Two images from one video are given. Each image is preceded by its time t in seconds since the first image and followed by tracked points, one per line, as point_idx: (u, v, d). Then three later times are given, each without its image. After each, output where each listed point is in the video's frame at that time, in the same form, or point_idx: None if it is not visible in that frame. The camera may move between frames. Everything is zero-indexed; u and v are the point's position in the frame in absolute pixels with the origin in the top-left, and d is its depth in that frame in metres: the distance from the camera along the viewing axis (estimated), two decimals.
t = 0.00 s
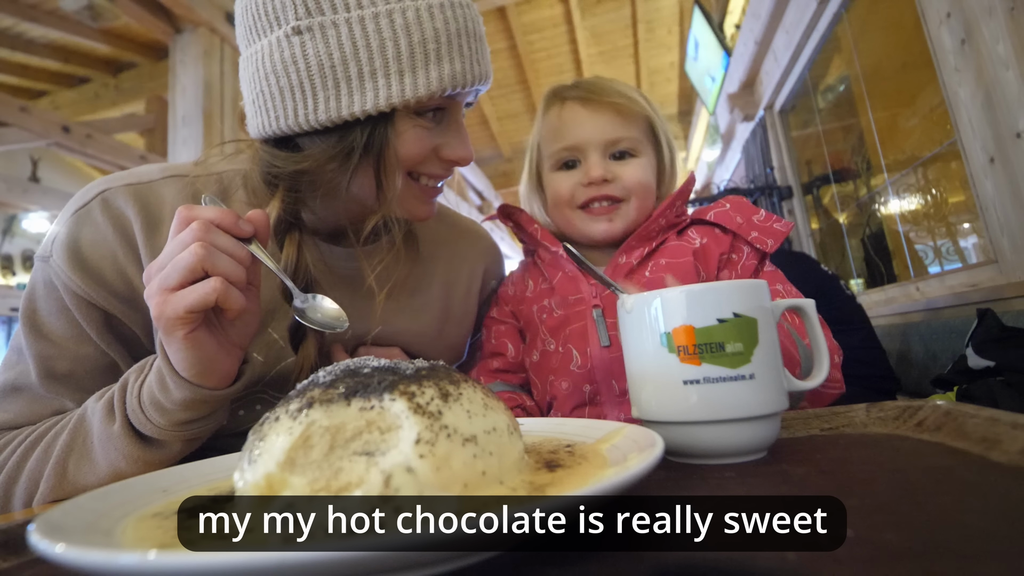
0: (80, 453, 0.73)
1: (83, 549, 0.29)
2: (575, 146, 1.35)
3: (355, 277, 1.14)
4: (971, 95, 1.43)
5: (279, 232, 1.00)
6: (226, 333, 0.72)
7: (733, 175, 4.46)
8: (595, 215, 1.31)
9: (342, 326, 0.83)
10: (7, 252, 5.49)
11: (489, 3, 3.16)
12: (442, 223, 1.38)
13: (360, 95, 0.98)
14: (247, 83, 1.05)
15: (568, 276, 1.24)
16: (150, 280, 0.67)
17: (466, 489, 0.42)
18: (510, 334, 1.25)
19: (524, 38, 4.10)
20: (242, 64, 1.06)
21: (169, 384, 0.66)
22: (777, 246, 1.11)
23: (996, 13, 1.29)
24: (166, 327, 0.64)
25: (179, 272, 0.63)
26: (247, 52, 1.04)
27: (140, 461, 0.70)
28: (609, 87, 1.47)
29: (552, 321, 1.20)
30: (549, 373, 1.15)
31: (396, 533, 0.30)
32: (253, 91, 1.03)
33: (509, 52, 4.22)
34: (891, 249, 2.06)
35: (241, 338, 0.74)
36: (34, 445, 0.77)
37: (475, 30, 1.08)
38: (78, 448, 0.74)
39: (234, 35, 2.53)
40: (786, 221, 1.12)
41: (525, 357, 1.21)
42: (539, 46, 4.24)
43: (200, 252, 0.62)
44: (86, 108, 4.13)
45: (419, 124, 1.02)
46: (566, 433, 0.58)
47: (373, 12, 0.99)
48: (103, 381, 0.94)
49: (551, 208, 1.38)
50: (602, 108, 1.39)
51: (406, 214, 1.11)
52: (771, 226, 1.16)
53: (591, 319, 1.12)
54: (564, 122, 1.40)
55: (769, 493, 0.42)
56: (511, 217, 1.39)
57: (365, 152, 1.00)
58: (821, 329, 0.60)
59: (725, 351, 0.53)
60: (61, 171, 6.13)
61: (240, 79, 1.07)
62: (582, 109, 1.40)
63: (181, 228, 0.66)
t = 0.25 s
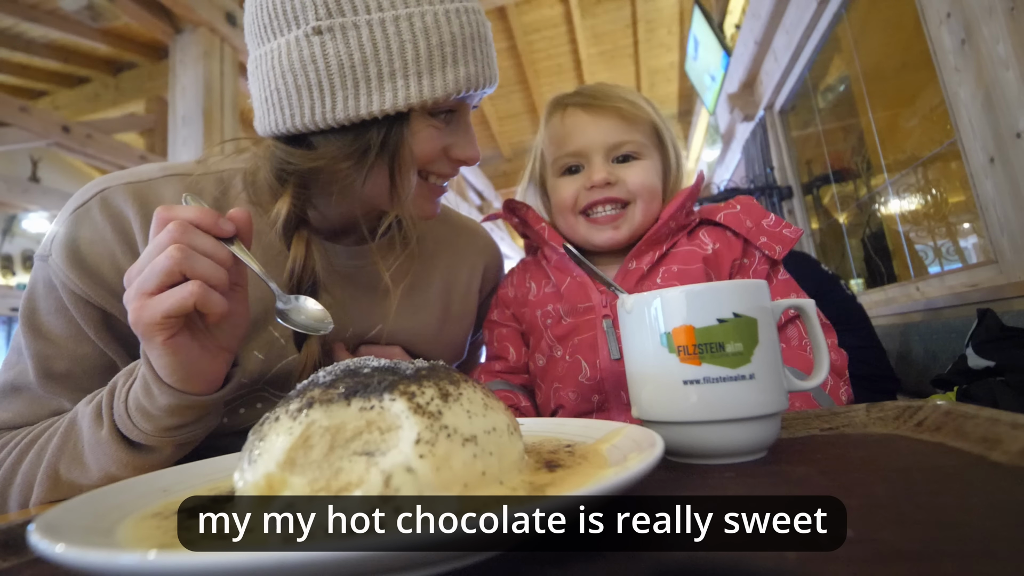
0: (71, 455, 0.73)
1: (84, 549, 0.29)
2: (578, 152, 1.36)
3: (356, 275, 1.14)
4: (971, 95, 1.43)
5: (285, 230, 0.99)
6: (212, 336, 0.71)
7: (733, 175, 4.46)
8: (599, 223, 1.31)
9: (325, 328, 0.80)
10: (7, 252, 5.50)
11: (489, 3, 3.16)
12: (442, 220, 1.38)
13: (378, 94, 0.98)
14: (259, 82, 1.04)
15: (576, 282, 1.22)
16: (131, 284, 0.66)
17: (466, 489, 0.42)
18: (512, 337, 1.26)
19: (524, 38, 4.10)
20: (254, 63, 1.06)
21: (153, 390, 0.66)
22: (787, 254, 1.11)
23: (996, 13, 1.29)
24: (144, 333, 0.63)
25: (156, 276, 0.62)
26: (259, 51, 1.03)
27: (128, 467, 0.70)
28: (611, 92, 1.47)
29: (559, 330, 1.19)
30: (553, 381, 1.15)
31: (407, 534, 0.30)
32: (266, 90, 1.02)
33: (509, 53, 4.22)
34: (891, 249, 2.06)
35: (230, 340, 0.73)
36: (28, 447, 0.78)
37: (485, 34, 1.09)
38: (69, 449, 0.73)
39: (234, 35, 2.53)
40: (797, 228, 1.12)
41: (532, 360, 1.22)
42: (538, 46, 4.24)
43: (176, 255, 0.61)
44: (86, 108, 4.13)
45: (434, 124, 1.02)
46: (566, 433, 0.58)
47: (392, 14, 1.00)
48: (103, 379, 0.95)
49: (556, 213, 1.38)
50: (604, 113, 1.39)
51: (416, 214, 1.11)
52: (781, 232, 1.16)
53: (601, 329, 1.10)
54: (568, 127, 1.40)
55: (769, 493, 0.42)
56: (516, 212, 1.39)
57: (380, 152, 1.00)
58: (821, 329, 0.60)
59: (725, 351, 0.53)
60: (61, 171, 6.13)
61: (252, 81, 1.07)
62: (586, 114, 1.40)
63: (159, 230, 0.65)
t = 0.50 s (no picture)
0: (69, 458, 0.73)
1: (82, 549, 0.29)
2: (564, 133, 1.36)
3: (357, 271, 1.13)
4: (971, 94, 1.43)
5: (288, 228, 1.00)
6: (208, 343, 0.71)
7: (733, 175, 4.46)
8: (586, 200, 1.32)
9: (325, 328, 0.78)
10: (7, 252, 5.50)
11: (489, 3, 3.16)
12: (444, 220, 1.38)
13: (382, 89, 0.98)
14: (265, 82, 1.04)
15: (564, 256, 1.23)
16: (126, 290, 0.65)
17: (466, 489, 0.42)
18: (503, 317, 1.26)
19: (524, 38, 4.10)
20: (258, 63, 1.06)
21: (151, 397, 0.66)
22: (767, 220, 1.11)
23: (996, 13, 1.29)
24: (141, 341, 0.63)
25: (152, 284, 0.61)
26: (265, 51, 1.04)
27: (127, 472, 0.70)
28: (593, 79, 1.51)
29: (546, 301, 1.20)
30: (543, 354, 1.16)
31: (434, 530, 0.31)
32: (272, 89, 1.02)
33: (509, 53, 4.22)
34: (891, 249, 2.06)
35: (226, 346, 0.73)
36: (28, 447, 0.78)
37: (486, 32, 1.09)
38: (67, 452, 0.73)
39: (234, 36, 2.53)
40: (777, 196, 1.13)
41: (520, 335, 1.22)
42: (538, 46, 4.24)
43: (172, 263, 0.60)
44: (86, 108, 4.13)
45: (437, 119, 1.03)
46: (566, 433, 0.58)
47: (395, 11, 0.99)
48: (104, 377, 0.95)
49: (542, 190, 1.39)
50: (588, 96, 1.42)
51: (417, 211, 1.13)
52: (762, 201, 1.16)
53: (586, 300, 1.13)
54: (552, 111, 1.42)
55: (769, 494, 0.42)
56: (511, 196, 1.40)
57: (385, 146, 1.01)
58: (821, 329, 0.60)
59: (726, 351, 0.53)
60: (61, 171, 6.13)
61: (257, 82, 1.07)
62: (570, 99, 1.42)
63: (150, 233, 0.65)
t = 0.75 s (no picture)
0: (67, 459, 0.73)
1: (82, 549, 0.29)
2: (557, 158, 1.34)
3: (351, 266, 1.13)
4: (971, 94, 1.43)
5: (292, 225, 1.00)
6: (203, 339, 0.71)
7: (733, 175, 4.46)
8: (579, 224, 1.31)
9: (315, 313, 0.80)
10: (7, 252, 5.50)
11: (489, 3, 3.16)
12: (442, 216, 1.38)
13: (381, 81, 0.99)
14: (267, 86, 1.05)
15: (564, 283, 1.24)
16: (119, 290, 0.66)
17: (466, 489, 0.42)
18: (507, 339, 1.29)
19: (524, 38, 4.10)
20: (257, 67, 1.07)
21: (148, 396, 0.66)
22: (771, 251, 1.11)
23: (996, 13, 1.29)
24: (134, 340, 0.63)
25: (143, 282, 0.62)
26: (264, 54, 1.05)
27: (125, 470, 0.70)
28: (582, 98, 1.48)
29: (547, 329, 1.20)
30: (546, 382, 1.16)
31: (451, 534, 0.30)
32: (274, 91, 1.04)
33: (509, 53, 4.21)
34: (891, 250, 2.06)
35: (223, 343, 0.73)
36: (27, 448, 0.78)
37: (475, 17, 1.08)
38: (66, 451, 0.73)
39: (234, 36, 2.53)
40: (781, 226, 1.12)
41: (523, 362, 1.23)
42: (538, 46, 4.24)
43: (162, 259, 0.61)
44: (86, 108, 4.13)
45: (435, 108, 1.03)
46: (566, 433, 0.58)
47: (387, 3, 1.00)
48: (103, 375, 0.95)
49: (538, 220, 1.38)
50: (576, 122, 1.39)
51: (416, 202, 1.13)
52: (765, 228, 1.16)
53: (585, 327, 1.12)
54: (541, 138, 1.39)
55: (769, 494, 0.42)
56: (504, 224, 1.41)
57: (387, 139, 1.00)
58: (821, 328, 0.60)
59: (725, 351, 0.53)
60: (61, 171, 6.13)
61: (257, 86, 1.08)
62: (558, 125, 1.39)
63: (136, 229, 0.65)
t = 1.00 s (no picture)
0: (70, 458, 0.72)
1: (82, 549, 0.29)
2: (555, 188, 1.34)
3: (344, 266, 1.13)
4: (971, 95, 1.43)
5: (275, 234, 0.98)
6: (206, 346, 0.71)
7: (733, 175, 4.46)
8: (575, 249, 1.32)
9: (318, 321, 0.79)
10: (7, 252, 5.49)
11: (489, 3, 3.16)
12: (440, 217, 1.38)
13: (356, 101, 0.99)
14: (260, 95, 1.07)
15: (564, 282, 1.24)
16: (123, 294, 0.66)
17: (466, 489, 0.42)
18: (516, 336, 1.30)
19: (525, 38, 4.10)
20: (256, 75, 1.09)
21: (151, 402, 0.66)
22: (763, 251, 1.12)
23: (996, 13, 1.29)
24: (137, 346, 0.63)
25: (146, 289, 0.62)
26: (261, 64, 1.07)
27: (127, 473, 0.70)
28: (584, 121, 1.45)
29: (547, 324, 1.21)
30: (546, 376, 1.16)
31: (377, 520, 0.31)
32: (265, 102, 1.05)
33: (509, 52, 4.21)
34: (891, 250, 2.06)
35: (226, 350, 0.73)
36: (33, 444, 0.77)
37: (473, 41, 1.09)
38: (70, 451, 0.73)
39: (234, 36, 2.53)
40: (772, 226, 1.14)
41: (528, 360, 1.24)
42: (538, 46, 4.24)
43: (165, 267, 0.60)
44: (86, 108, 4.13)
45: (416, 129, 1.03)
46: (566, 433, 0.58)
47: (370, 21, 1.00)
48: (111, 370, 0.95)
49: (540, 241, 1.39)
50: (576, 150, 1.37)
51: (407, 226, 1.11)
52: (758, 230, 1.17)
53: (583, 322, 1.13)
54: (541, 166, 1.38)
55: (769, 494, 0.42)
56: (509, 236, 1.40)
57: (363, 157, 1.02)
58: (820, 329, 0.60)
59: (725, 351, 0.53)
60: (61, 171, 6.13)
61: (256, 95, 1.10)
62: (558, 154, 1.37)
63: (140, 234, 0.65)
